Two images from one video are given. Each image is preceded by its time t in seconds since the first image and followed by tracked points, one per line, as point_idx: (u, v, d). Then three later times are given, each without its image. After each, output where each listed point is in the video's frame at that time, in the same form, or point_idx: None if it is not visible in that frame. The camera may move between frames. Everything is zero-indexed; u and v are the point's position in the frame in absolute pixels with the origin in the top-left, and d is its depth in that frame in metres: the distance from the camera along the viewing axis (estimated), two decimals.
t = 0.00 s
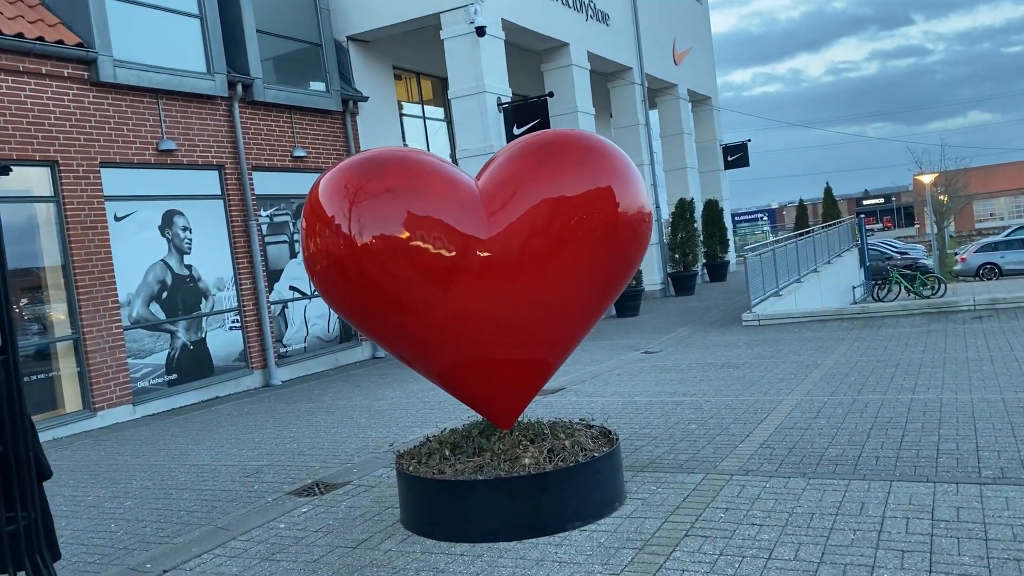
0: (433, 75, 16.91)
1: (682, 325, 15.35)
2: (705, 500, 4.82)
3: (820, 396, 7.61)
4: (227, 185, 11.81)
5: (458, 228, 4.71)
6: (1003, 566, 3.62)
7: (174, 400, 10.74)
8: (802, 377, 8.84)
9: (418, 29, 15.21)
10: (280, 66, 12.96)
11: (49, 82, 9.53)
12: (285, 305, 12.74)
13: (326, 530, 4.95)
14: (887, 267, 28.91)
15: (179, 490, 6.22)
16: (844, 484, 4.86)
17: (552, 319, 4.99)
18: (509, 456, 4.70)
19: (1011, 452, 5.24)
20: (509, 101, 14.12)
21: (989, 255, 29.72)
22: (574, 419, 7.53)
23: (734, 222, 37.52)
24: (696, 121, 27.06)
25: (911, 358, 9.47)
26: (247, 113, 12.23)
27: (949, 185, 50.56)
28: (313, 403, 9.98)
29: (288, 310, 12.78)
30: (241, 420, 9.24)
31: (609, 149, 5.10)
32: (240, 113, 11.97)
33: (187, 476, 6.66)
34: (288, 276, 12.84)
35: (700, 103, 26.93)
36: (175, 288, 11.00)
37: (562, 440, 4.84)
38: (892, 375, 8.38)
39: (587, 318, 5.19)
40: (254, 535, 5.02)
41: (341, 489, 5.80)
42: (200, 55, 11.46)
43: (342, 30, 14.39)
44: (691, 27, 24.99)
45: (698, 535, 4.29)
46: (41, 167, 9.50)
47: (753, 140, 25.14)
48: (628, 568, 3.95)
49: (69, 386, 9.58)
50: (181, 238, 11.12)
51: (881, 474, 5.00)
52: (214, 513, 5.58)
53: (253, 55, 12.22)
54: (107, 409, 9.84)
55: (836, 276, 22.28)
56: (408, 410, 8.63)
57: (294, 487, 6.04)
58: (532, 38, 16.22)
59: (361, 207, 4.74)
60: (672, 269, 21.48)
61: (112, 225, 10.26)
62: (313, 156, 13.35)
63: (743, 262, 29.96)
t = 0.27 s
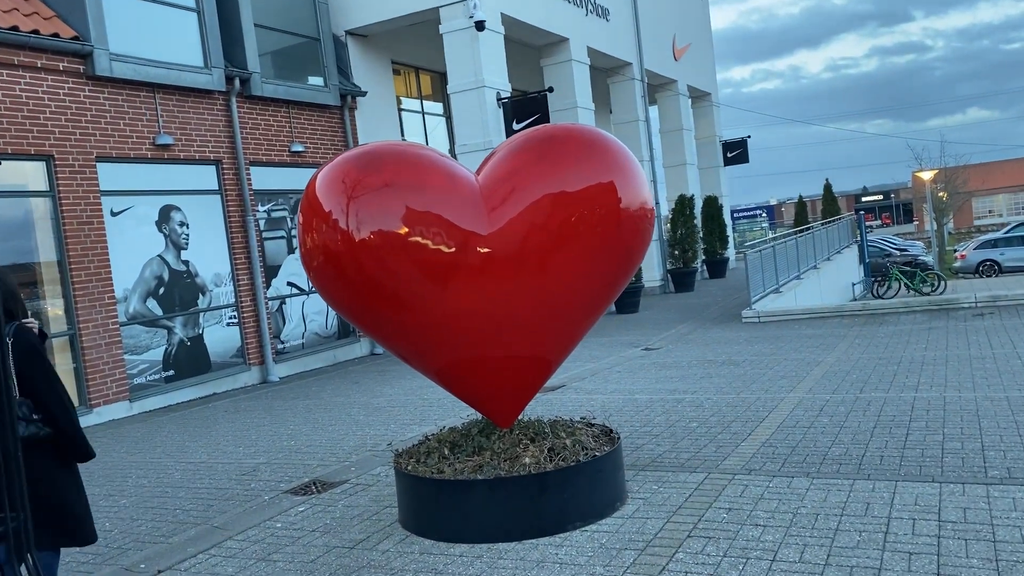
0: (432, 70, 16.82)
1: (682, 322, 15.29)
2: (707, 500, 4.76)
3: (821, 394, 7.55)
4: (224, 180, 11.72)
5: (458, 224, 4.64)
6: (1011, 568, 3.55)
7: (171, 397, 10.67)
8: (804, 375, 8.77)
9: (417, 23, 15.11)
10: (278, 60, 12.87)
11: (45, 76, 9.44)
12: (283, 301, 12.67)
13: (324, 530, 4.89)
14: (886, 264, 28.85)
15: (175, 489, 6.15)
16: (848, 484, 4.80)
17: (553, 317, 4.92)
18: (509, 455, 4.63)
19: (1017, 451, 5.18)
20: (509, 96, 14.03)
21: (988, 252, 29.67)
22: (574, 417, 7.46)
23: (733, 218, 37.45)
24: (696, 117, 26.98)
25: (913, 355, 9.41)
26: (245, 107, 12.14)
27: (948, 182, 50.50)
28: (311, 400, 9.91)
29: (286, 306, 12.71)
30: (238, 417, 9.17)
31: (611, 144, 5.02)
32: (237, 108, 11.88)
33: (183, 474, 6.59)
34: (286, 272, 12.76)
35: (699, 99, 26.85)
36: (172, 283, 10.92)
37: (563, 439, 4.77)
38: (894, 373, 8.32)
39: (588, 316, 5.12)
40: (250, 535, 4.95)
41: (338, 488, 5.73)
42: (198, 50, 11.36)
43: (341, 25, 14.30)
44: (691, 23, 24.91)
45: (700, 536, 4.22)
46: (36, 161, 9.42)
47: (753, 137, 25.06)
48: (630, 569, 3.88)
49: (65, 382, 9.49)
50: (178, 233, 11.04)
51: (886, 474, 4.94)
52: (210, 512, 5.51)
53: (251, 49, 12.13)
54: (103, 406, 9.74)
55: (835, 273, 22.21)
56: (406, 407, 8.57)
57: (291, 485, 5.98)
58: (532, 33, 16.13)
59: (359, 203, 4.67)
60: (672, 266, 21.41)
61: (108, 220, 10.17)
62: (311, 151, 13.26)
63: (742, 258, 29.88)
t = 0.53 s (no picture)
0: (435, 66, 16.75)
1: (685, 320, 15.22)
2: (715, 502, 4.70)
3: (828, 393, 7.47)
4: (226, 176, 11.66)
5: (463, 221, 4.57)
6: None
7: (173, 394, 10.62)
8: (809, 374, 8.70)
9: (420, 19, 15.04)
10: (280, 56, 12.80)
11: (45, 71, 9.37)
12: (285, 298, 12.61)
13: (326, 531, 4.83)
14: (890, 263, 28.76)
15: (176, 488, 6.10)
16: (857, 486, 4.74)
17: (558, 315, 4.85)
18: (515, 456, 4.57)
19: None
20: (512, 93, 13.95)
21: (992, 251, 29.57)
22: (577, 416, 7.40)
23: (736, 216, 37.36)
24: (699, 114, 26.87)
25: (919, 355, 9.34)
26: (247, 103, 12.07)
27: (951, 180, 50.39)
28: (313, 398, 9.86)
29: (287, 302, 12.65)
30: (240, 414, 9.12)
31: (618, 140, 4.95)
32: (239, 103, 11.82)
33: (184, 473, 6.54)
34: (288, 269, 12.70)
35: (703, 97, 26.75)
36: (174, 280, 10.87)
37: (569, 440, 4.71)
38: (901, 373, 8.25)
39: (594, 314, 5.05)
40: (252, 535, 4.89)
41: (340, 487, 5.67)
42: (200, 45, 11.30)
43: (343, 20, 14.23)
44: (695, 20, 24.80)
45: (708, 539, 4.16)
46: (37, 157, 9.36)
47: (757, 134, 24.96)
48: (638, 573, 3.82)
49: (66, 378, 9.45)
50: (179, 230, 10.98)
51: (896, 476, 4.87)
52: (211, 511, 5.45)
53: (253, 44, 12.06)
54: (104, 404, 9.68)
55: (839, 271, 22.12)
56: (408, 405, 8.51)
57: (293, 485, 5.92)
58: (536, 28, 16.04)
59: (362, 199, 4.60)
60: (675, 264, 21.34)
61: (109, 216, 10.11)
62: (313, 147, 13.20)
63: (746, 256, 29.79)
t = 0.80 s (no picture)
0: (441, 63, 16.70)
1: (691, 319, 15.14)
2: (721, 505, 4.64)
3: (835, 394, 7.40)
4: (231, 172, 11.62)
5: (468, 220, 4.52)
6: None
7: (177, 390, 10.59)
8: (817, 375, 8.63)
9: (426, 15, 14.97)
10: (286, 52, 12.76)
11: (50, 66, 9.33)
12: (290, 294, 12.58)
13: (328, 531, 4.79)
14: (898, 262, 28.61)
15: (178, 486, 6.06)
16: (866, 490, 4.67)
17: (564, 315, 4.80)
18: (518, 457, 4.51)
19: None
20: (518, 89, 13.88)
21: (1000, 251, 29.40)
22: (582, 416, 7.35)
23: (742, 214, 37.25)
24: (707, 112, 26.76)
25: (927, 356, 9.25)
26: (253, 99, 12.03)
27: (960, 180, 50.16)
28: (316, 395, 9.82)
29: (292, 299, 12.61)
30: (243, 412, 9.09)
31: (625, 138, 4.88)
32: (245, 99, 11.78)
33: (187, 470, 6.51)
34: (293, 265, 12.67)
35: (710, 94, 26.64)
36: (178, 276, 10.84)
37: (573, 440, 4.65)
38: (910, 374, 8.17)
39: (600, 315, 5.00)
40: (253, 534, 4.86)
41: (344, 486, 5.63)
42: (205, 40, 11.26)
43: (350, 16, 14.18)
44: (703, 17, 24.69)
45: (714, 542, 4.10)
46: (42, 152, 9.33)
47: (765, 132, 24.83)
48: None
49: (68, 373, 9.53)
50: (184, 226, 10.95)
51: (905, 479, 4.80)
52: (213, 510, 5.42)
53: (259, 40, 12.01)
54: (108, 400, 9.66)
55: (846, 270, 22.01)
56: (413, 403, 8.46)
57: (295, 483, 5.88)
58: (542, 25, 15.96)
59: (366, 196, 4.55)
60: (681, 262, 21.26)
61: (113, 212, 10.07)
62: (319, 143, 13.15)
63: (752, 255, 29.70)
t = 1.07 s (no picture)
0: (453, 60, 16.65)
1: (702, 318, 15.05)
2: (726, 509, 4.58)
3: (845, 396, 7.31)
4: (241, 169, 11.61)
5: (471, 218, 4.47)
6: None
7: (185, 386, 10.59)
8: (827, 376, 8.54)
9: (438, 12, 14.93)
10: (296, 48, 12.74)
11: (60, 61, 9.34)
12: (299, 291, 12.56)
13: (328, 530, 4.75)
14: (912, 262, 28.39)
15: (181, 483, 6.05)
16: (874, 495, 4.59)
17: (568, 315, 4.75)
18: (520, 458, 4.47)
19: None
20: (529, 87, 13.81)
21: (1016, 252, 29.11)
22: (588, 416, 7.29)
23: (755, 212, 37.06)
24: (720, 110, 26.60)
25: (940, 358, 9.14)
26: (263, 95, 12.02)
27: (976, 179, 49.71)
28: (323, 392, 9.80)
29: (301, 295, 12.59)
30: (250, 408, 9.08)
31: (631, 135, 4.81)
32: (255, 95, 11.77)
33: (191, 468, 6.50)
34: (302, 262, 12.65)
35: (723, 92, 26.48)
36: (187, 272, 10.85)
37: (576, 442, 4.59)
38: (921, 376, 8.07)
39: (604, 315, 4.94)
40: (253, 533, 4.82)
41: (346, 485, 5.59)
42: (215, 36, 11.25)
43: (360, 13, 14.15)
44: (716, 14, 24.52)
45: (718, 547, 4.04)
46: (52, 147, 9.34)
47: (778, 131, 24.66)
48: None
49: (77, 368, 9.55)
50: (193, 222, 10.96)
51: (913, 484, 4.72)
52: (215, 508, 5.40)
53: (269, 36, 12.00)
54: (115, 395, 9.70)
55: (859, 270, 21.84)
56: (418, 400, 8.42)
57: (298, 482, 5.85)
58: (554, 22, 15.89)
59: (369, 194, 4.51)
60: (692, 261, 21.15)
61: (122, 207, 10.08)
62: (329, 140, 13.13)
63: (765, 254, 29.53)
